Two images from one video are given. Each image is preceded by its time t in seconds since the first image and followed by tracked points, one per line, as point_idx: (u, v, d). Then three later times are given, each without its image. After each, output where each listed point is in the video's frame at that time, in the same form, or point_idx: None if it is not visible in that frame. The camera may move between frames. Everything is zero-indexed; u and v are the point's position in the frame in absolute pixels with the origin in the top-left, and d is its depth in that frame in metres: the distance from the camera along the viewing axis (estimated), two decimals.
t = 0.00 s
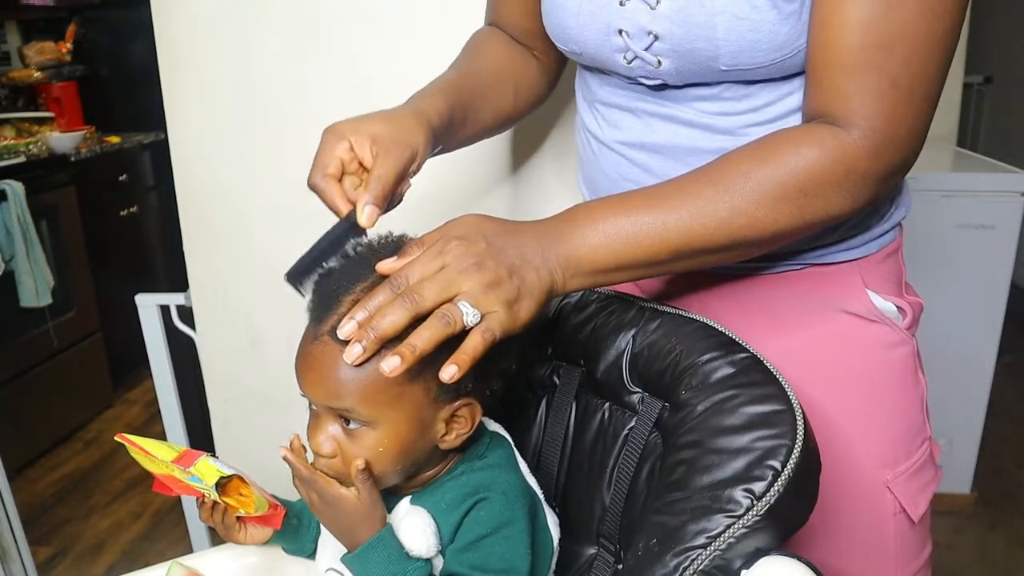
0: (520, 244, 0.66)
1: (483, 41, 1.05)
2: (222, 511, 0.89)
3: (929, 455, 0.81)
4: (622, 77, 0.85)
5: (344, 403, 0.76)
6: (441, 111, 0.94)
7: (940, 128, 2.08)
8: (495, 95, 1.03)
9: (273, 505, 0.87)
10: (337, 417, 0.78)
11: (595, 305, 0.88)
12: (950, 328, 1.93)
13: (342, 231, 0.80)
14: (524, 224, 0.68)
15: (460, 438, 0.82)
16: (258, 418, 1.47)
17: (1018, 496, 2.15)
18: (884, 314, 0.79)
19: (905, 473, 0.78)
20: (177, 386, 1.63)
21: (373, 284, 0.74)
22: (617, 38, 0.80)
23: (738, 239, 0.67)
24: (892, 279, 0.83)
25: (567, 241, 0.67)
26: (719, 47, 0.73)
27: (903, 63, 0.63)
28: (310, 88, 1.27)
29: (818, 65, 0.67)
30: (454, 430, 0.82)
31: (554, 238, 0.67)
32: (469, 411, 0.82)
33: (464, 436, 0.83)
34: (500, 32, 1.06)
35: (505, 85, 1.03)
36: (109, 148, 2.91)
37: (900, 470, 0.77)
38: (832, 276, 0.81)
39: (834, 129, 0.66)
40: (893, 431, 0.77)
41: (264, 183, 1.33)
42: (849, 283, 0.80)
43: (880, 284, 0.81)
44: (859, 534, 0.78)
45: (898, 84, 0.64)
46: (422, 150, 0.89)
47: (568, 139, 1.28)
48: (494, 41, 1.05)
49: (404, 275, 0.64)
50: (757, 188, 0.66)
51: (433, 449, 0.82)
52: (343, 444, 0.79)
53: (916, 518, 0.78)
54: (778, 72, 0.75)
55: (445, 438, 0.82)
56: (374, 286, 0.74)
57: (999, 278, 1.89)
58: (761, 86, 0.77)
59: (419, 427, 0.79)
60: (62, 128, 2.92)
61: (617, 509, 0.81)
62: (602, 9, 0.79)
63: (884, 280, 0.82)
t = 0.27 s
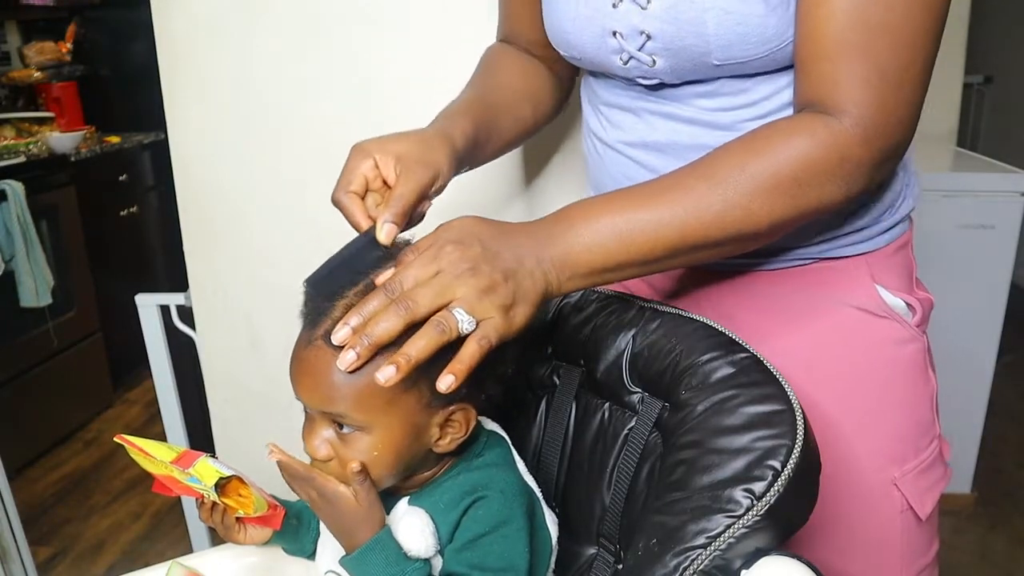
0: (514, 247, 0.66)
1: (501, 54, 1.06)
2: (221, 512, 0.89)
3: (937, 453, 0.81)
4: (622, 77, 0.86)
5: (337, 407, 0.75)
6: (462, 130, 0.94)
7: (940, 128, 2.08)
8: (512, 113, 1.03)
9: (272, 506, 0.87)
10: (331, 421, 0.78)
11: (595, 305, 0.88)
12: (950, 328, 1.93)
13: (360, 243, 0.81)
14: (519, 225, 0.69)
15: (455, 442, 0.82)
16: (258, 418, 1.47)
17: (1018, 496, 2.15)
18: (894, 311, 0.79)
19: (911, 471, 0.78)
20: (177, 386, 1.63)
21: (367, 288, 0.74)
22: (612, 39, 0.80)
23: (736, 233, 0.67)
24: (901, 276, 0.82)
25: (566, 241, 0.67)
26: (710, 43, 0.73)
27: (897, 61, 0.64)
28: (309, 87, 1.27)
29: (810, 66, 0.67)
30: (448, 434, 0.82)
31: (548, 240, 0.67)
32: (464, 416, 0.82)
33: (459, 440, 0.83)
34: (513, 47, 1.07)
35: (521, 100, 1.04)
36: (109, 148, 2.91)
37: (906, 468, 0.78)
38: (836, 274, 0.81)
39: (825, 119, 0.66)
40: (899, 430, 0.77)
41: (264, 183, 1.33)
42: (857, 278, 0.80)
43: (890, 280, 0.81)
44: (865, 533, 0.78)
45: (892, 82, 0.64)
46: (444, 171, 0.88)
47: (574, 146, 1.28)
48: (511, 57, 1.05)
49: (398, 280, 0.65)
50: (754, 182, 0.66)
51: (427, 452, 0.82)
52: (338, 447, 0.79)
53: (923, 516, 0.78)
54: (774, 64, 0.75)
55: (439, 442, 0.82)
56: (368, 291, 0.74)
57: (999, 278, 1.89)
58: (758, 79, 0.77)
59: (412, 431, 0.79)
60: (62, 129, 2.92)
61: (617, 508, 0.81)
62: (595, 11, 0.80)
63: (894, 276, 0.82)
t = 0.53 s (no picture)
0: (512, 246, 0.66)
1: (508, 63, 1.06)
2: (221, 509, 0.90)
3: (936, 457, 0.81)
4: (618, 73, 0.86)
5: (333, 405, 0.75)
6: (479, 131, 0.95)
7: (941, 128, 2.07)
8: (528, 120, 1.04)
9: (272, 504, 0.87)
10: (328, 419, 0.78)
11: (595, 305, 0.88)
12: (950, 328, 1.93)
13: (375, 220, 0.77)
14: (517, 224, 0.68)
15: (452, 440, 0.82)
16: (258, 418, 1.47)
17: (1018, 496, 2.15)
18: (894, 312, 0.78)
19: (909, 474, 0.78)
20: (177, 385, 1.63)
21: (364, 288, 0.75)
22: (604, 34, 0.80)
23: (730, 223, 0.67)
24: (903, 275, 0.82)
25: (563, 237, 0.67)
26: (697, 32, 0.73)
27: (893, 60, 0.64)
28: (309, 87, 1.27)
29: (800, 66, 0.67)
30: (446, 432, 0.82)
31: (545, 236, 0.67)
32: (461, 413, 0.83)
33: (456, 438, 0.83)
34: (523, 56, 1.06)
35: (532, 104, 1.04)
36: (109, 148, 2.91)
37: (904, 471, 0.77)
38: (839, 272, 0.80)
39: (815, 101, 0.65)
40: (897, 432, 0.77)
41: (264, 182, 1.33)
42: (857, 279, 0.79)
43: (891, 281, 0.80)
44: (861, 535, 0.78)
45: (888, 82, 0.64)
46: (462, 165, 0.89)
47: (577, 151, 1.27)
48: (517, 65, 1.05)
49: (393, 281, 0.64)
50: (750, 178, 0.66)
51: (425, 450, 0.82)
52: (335, 444, 0.79)
53: (920, 520, 0.78)
54: (764, 55, 0.75)
55: (437, 441, 0.82)
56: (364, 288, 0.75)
57: (999, 278, 1.89)
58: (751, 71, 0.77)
59: (410, 428, 0.79)
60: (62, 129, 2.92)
61: (617, 509, 0.81)
62: (588, 7, 0.80)
63: (895, 277, 0.81)
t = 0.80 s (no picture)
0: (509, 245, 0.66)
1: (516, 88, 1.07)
2: (221, 510, 0.89)
3: (934, 462, 0.81)
4: (614, 74, 0.85)
5: (330, 410, 0.75)
6: (474, 171, 0.94)
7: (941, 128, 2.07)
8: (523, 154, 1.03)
9: (271, 505, 0.87)
10: (326, 424, 0.78)
11: (596, 305, 0.88)
12: (950, 328, 1.93)
13: (360, 245, 0.75)
14: (515, 225, 0.69)
15: (451, 442, 0.82)
16: (258, 419, 1.47)
17: (1018, 496, 2.15)
18: (892, 315, 0.78)
19: (907, 479, 0.78)
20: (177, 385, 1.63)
21: (361, 291, 0.75)
22: (598, 33, 0.80)
23: (726, 217, 0.67)
24: (902, 278, 0.81)
25: (561, 234, 0.67)
26: (689, 25, 0.73)
27: (884, 59, 0.64)
28: (309, 87, 1.26)
29: (797, 67, 0.67)
30: (444, 435, 0.82)
31: (543, 235, 0.67)
32: (459, 416, 0.83)
33: (454, 440, 0.83)
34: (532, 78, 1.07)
35: (534, 134, 1.04)
36: (109, 148, 2.91)
37: (899, 477, 0.77)
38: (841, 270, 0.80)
39: (813, 85, 0.65)
40: (893, 436, 0.77)
41: (263, 182, 1.33)
42: (859, 278, 0.79)
43: (888, 283, 0.80)
44: (854, 539, 0.78)
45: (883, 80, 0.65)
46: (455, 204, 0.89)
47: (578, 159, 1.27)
48: (522, 89, 1.06)
49: (389, 281, 0.64)
50: (746, 173, 0.66)
51: (423, 453, 0.82)
52: (332, 449, 0.79)
53: (914, 526, 0.78)
54: (757, 46, 0.75)
55: (435, 443, 0.82)
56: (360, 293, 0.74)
57: (999, 278, 1.89)
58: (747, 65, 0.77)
59: (407, 431, 0.79)
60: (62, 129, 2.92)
61: (617, 509, 0.81)
62: (582, 7, 0.80)
63: (893, 279, 0.81)
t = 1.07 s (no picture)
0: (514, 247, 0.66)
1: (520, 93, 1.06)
2: (221, 511, 0.89)
3: (938, 461, 0.81)
4: (609, 72, 0.85)
5: (333, 412, 0.75)
6: (486, 175, 0.95)
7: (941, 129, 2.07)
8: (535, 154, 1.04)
9: (271, 505, 0.87)
10: (328, 425, 0.78)
11: (595, 305, 0.88)
12: (950, 328, 1.93)
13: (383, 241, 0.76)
14: (515, 226, 0.68)
15: (453, 444, 0.82)
16: (258, 419, 1.47)
17: (1018, 497, 2.15)
18: (897, 311, 0.78)
19: (911, 478, 0.78)
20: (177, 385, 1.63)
21: (365, 293, 0.74)
22: (592, 31, 0.81)
23: (727, 212, 0.67)
24: (907, 274, 0.82)
25: (562, 235, 0.67)
26: (680, 17, 0.73)
27: (880, 57, 0.65)
28: (309, 87, 1.26)
29: (795, 63, 0.67)
30: (447, 437, 0.82)
31: (547, 235, 0.67)
32: (462, 418, 0.83)
33: (457, 442, 0.83)
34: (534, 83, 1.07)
35: (542, 143, 1.05)
36: (109, 148, 2.91)
37: (903, 476, 0.77)
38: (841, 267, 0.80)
39: (812, 73, 0.65)
40: (896, 434, 0.77)
41: (263, 182, 1.33)
42: (861, 275, 0.79)
43: (893, 280, 0.80)
44: (857, 540, 0.78)
45: (881, 79, 0.65)
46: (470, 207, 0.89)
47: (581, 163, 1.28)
48: (524, 94, 1.06)
49: (393, 285, 0.64)
50: (748, 168, 0.66)
51: (425, 454, 0.82)
52: (335, 450, 0.79)
53: (918, 526, 0.78)
54: (750, 37, 0.74)
55: (437, 445, 0.82)
56: (364, 296, 0.74)
57: (999, 279, 1.89)
58: (742, 58, 0.76)
59: (410, 433, 0.79)
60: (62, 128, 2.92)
61: (617, 509, 0.81)
62: (574, 5, 0.81)
63: (899, 275, 0.81)
